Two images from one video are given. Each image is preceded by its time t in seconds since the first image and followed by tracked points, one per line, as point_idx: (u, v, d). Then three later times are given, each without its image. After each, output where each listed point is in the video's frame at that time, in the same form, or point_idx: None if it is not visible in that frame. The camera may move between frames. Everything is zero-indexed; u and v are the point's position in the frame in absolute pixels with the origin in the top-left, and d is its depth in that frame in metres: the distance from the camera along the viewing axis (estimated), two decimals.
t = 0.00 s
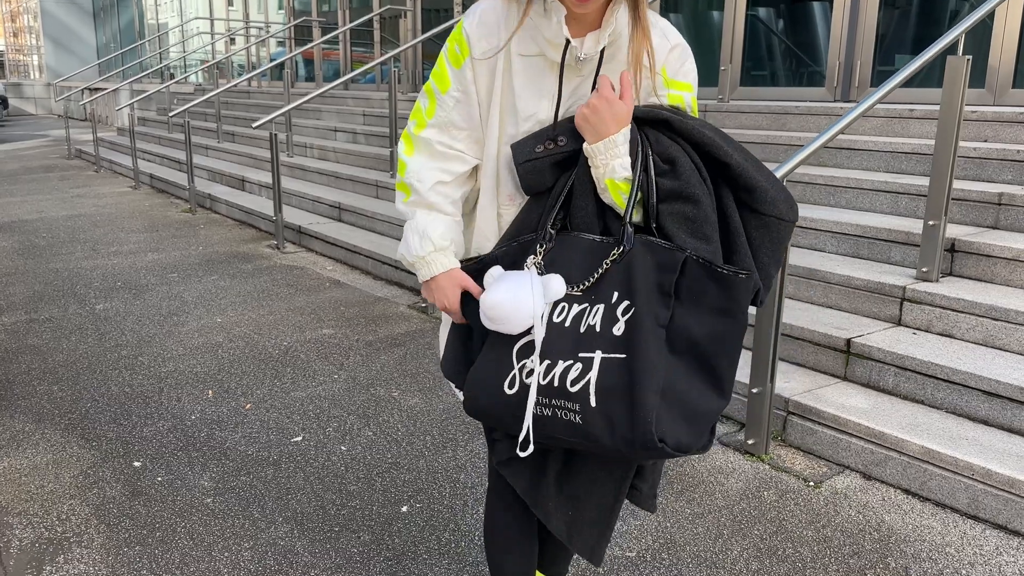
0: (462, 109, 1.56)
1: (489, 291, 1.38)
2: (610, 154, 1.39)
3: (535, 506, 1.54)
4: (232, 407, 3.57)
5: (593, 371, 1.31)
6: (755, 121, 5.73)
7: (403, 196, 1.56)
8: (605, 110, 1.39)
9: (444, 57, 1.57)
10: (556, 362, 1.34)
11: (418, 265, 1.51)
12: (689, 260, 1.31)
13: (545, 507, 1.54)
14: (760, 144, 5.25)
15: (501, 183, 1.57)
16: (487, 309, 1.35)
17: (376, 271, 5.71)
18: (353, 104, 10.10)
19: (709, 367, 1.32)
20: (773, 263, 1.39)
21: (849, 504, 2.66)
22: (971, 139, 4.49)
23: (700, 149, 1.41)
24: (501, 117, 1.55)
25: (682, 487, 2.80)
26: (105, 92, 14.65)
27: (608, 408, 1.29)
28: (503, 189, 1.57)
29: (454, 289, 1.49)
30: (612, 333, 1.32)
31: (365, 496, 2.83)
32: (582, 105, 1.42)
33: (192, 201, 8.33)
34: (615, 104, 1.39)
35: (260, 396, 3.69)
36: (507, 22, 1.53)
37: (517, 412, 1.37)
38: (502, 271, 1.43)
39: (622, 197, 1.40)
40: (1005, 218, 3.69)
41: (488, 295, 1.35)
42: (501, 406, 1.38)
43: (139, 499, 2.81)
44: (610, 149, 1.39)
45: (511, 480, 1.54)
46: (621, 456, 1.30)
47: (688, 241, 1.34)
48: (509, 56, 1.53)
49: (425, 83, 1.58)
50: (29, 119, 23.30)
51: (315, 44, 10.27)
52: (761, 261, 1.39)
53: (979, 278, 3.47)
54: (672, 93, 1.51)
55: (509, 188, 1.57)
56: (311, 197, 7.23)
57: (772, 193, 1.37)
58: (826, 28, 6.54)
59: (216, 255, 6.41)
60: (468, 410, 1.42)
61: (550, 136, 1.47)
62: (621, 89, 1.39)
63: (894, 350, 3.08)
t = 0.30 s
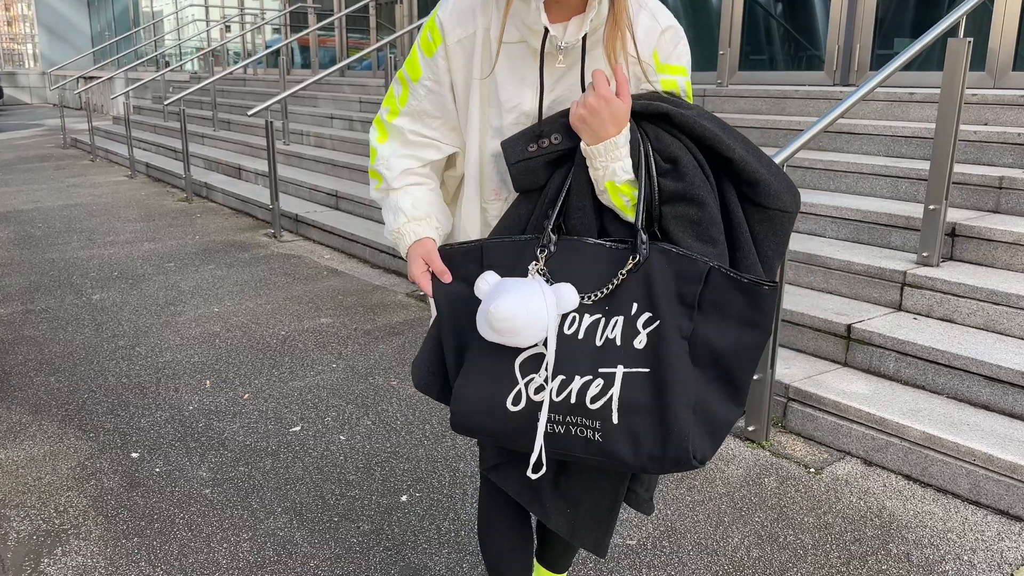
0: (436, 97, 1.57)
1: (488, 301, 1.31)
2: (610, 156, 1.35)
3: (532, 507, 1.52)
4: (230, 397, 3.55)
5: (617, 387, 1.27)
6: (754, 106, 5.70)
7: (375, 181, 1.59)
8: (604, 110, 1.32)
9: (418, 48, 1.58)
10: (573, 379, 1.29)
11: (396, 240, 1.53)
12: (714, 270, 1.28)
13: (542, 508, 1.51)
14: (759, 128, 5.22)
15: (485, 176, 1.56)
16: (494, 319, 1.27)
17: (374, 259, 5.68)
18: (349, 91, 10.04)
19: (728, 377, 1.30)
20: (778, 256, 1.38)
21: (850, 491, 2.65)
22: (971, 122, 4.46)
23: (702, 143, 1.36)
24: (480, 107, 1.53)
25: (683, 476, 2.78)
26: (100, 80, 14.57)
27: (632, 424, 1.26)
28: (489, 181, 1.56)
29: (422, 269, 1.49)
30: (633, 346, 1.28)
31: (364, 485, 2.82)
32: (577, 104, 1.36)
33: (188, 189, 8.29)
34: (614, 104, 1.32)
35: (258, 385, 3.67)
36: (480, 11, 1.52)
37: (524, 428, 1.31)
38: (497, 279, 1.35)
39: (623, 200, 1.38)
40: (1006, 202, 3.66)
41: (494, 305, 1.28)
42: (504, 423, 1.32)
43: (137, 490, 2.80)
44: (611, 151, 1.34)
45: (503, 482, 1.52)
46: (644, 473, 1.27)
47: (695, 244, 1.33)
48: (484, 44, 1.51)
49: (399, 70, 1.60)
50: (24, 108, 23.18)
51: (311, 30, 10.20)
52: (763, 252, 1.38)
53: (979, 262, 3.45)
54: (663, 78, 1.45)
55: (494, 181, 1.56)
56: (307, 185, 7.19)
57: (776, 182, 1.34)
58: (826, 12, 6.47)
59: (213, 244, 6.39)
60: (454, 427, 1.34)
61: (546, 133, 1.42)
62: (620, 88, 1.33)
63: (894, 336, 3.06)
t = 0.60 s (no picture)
0: (413, 81, 1.54)
1: (497, 276, 1.27)
2: (628, 169, 1.31)
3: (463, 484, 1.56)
4: (224, 391, 3.53)
5: (591, 389, 1.30)
6: (749, 92, 5.67)
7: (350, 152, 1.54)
8: (630, 131, 1.29)
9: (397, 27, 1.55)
10: (552, 373, 1.30)
11: (368, 175, 1.47)
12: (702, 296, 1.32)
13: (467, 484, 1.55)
14: (755, 115, 5.19)
15: (478, 164, 1.52)
16: (514, 296, 1.24)
17: (368, 250, 5.65)
18: (341, 81, 9.97)
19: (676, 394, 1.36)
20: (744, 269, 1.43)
21: (848, 479, 2.64)
22: (967, 107, 4.44)
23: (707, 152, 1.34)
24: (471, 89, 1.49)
25: (680, 465, 2.77)
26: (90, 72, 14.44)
27: (594, 428, 1.30)
28: (483, 172, 1.52)
29: (388, 203, 1.44)
30: (613, 352, 1.30)
31: (361, 478, 2.80)
32: (600, 111, 1.32)
33: (181, 181, 8.23)
34: (640, 123, 1.28)
35: (252, 379, 3.65)
36: None
37: (488, 407, 1.30)
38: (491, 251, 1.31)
39: (631, 206, 1.35)
40: (1002, 187, 3.65)
41: (516, 281, 1.24)
42: (468, 401, 1.30)
43: (132, 485, 2.78)
44: (629, 164, 1.31)
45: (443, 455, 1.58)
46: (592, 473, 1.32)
47: (687, 257, 1.34)
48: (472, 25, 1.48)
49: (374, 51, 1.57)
50: (14, 101, 22.98)
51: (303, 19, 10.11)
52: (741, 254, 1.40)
53: (976, 248, 3.44)
54: (660, 67, 1.45)
55: (490, 172, 1.52)
56: (300, 176, 7.14)
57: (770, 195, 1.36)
58: None
59: (206, 237, 6.34)
60: (407, 393, 1.30)
61: (563, 127, 1.36)
62: (647, 107, 1.28)
63: (891, 323, 3.05)
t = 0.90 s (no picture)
0: (411, 63, 1.52)
1: (491, 271, 1.24)
2: (628, 160, 1.30)
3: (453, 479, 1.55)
4: (217, 387, 3.50)
5: (583, 384, 1.30)
6: (741, 81, 5.65)
7: (347, 132, 1.51)
8: (634, 120, 1.26)
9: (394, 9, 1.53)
10: (546, 367, 1.29)
11: (366, 152, 1.44)
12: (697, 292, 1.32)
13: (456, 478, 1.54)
14: (747, 104, 5.17)
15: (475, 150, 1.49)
16: (508, 291, 1.22)
17: (360, 244, 5.62)
18: (330, 73, 9.91)
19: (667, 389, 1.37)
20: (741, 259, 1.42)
21: (845, 467, 2.64)
22: (959, 93, 4.43)
23: (706, 144, 1.34)
24: (469, 73, 1.48)
25: (677, 455, 2.76)
26: (77, 67, 14.31)
27: (584, 423, 1.30)
28: (479, 159, 1.49)
29: (383, 181, 1.40)
30: (607, 347, 1.30)
31: (357, 474, 2.78)
32: (604, 97, 1.29)
33: (170, 176, 8.17)
34: (644, 113, 1.26)
35: (246, 374, 3.63)
36: None
37: (480, 400, 1.28)
38: (485, 243, 1.29)
39: (630, 198, 1.34)
40: (995, 173, 3.64)
41: (510, 277, 1.22)
42: (460, 394, 1.28)
43: (126, 484, 2.76)
44: (630, 156, 1.29)
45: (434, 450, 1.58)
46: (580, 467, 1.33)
47: (689, 251, 1.32)
48: (472, 10, 1.46)
49: (373, 33, 1.56)
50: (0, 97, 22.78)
51: (291, 11, 10.04)
52: (739, 246, 1.39)
53: (969, 235, 3.44)
54: (660, 59, 1.44)
55: (487, 159, 1.49)
56: (291, 169, 7.10)
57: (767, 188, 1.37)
58: None
59: (197, 232, 6.30)
60: (398, 383, 1.27)
61: (564, 115, 1.34)
62: (652, 97, 1.26)
63: (886, 310, 3.05)
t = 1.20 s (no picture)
0: (410, 50, 1.50)
1: (504, 259, 1.21)
2: (635, 147, 1.29)
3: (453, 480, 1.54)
4: (211, 386, 3.48)
5: (595, 375, 1.29)
6: (733, 71, 5.63)
7: (345, 120, 1.48)
8: (642, 105, 1.25)
9: None
10: (558, 358, 1.27)
11: (366, 138, 1.41)
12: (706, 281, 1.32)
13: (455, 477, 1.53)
14: (739, 93, 5.16)
15: (477, 140, 1.47)
16: (523, 279, 1.19)
17: (353, 240, 5.59)
18: (319, 68, 9.85)
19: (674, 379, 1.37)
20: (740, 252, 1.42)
21: (843, 457, 2.63)
22: (951, 80, 4.42)
23: (707, 134, 1.34)
24: (470, 60, 1.46)
25: (676, 447, 2.75)
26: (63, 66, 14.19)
27: (595, 414, 1.30)
28: (481, 148, 1.47)
29: (387, 165, 1.37)
30: (618, 338, 1.29)
31: (353, 471, 2.77)
32: (613, 81, 1.28)
33: (160, 174, 8.11)
34: (653, 99, 1.24)
35: (239, 373, 3.60)
36: None
37: (491, 392, 1.26)
38: (494, 232, 1.26)
39: (635, 187, 1.33)
40: (988, 159, 3.64)
41: (523, 264, 1.19)
42: (471, 386, 1.25)
43: (121, 485, 2.74)
44: (637, 142, 1.28)
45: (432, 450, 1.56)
46: (589, 460, 1.32)
47: (692, 241, 1.32)
48: None
49: (368, 20, 1.52)
50: None
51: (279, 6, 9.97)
52: (739, 239, 1.39)
53: (964, 222, 3.44)
54: (660, 48, 1.42)
55: (488, 147, 1.47)
56: (281, 165, 7.05)
57: (766, 179, 1.36)
58: None
59: (187, 230, 6.26)
60: (407, 375, 1.24)
61: (569, 101, 1.31)
62: (660, 84, 1.25)
63: (882, 299, 3.04)
